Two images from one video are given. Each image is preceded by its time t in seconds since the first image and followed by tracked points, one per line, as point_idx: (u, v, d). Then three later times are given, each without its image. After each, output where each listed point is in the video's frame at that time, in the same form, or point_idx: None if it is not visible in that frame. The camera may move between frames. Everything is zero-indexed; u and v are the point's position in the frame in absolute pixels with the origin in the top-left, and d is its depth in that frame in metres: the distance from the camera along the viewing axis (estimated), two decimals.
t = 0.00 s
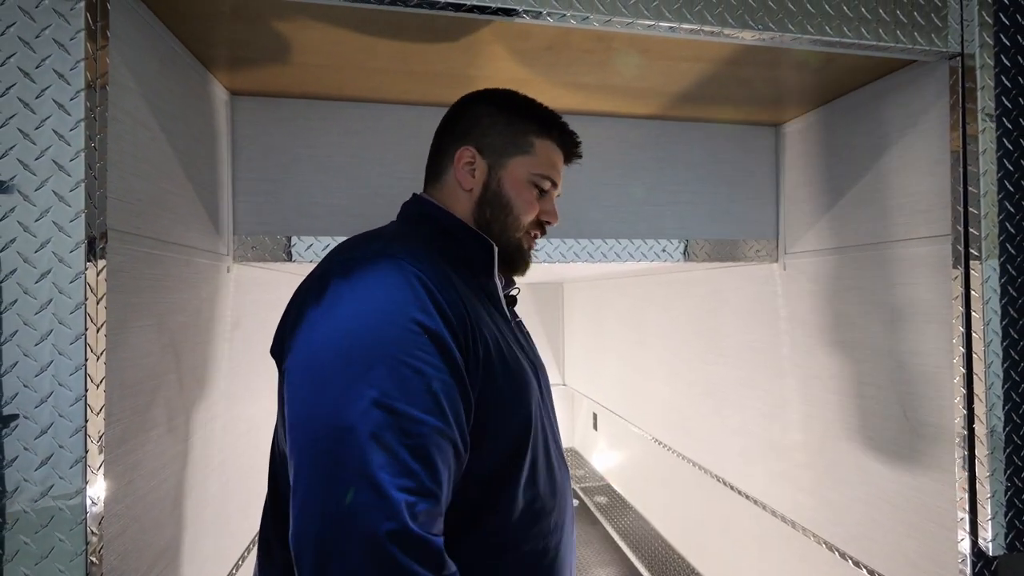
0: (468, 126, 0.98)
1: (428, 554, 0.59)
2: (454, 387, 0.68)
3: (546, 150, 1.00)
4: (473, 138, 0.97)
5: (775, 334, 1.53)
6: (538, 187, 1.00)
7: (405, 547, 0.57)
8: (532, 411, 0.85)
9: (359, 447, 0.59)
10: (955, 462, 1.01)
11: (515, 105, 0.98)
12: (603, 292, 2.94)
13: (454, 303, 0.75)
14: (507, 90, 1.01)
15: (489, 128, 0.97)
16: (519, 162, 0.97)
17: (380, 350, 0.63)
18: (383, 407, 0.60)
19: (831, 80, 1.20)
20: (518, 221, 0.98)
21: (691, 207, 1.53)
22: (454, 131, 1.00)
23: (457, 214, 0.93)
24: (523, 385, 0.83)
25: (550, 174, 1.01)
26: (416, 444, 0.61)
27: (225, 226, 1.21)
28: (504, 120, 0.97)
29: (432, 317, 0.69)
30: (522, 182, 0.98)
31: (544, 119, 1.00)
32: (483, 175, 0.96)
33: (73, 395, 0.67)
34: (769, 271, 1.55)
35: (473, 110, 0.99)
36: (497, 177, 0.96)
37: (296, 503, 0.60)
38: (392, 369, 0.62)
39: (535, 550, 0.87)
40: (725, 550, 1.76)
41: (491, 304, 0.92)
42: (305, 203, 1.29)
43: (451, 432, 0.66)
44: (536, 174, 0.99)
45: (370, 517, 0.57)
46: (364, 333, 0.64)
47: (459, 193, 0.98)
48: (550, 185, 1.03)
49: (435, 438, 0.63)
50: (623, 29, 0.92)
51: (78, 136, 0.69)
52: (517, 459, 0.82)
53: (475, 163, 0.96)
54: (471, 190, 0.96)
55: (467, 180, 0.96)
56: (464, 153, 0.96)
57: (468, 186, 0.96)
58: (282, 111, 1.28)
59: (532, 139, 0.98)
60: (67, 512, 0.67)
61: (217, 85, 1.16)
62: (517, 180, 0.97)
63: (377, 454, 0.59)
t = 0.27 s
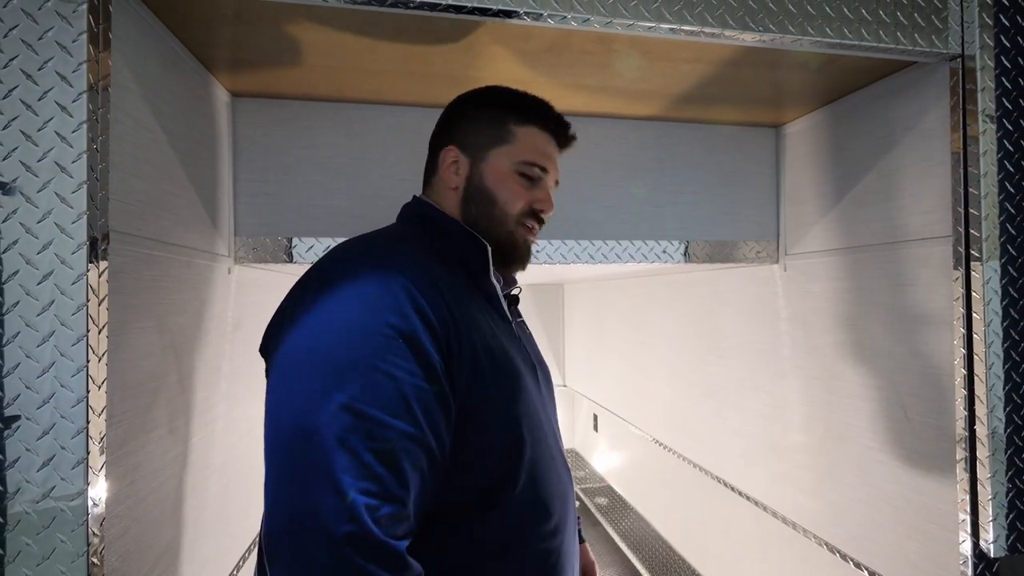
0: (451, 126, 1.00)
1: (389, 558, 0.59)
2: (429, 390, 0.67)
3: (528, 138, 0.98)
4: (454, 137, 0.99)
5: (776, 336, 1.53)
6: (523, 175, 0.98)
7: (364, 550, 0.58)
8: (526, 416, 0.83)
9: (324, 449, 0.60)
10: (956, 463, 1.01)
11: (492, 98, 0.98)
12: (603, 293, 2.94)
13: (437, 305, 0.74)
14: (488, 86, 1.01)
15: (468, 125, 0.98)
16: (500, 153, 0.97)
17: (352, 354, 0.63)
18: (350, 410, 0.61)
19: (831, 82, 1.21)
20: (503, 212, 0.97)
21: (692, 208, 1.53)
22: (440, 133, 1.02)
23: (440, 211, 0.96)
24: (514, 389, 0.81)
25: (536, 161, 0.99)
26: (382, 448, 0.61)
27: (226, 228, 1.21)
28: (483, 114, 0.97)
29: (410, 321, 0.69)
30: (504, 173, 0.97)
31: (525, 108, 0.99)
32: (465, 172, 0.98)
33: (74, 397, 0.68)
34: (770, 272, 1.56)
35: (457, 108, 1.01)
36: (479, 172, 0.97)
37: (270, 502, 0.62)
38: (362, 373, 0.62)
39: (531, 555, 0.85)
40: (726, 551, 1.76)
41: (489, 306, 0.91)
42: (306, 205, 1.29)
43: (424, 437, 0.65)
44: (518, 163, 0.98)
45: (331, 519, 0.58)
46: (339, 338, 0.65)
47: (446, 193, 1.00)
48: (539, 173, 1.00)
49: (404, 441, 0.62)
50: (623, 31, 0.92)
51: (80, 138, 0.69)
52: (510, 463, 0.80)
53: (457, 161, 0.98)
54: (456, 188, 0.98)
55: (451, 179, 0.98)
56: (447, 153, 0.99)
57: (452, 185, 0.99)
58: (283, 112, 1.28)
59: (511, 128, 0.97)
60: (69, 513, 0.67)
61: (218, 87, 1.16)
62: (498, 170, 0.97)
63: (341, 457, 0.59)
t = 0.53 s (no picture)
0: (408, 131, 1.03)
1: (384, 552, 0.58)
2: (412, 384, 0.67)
3: (463, 117, 0.96)
4: (410, 141, 1.02)
5: (776, 336, 1.53)
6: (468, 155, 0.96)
7: (357, 544, 0.57)
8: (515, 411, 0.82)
9: (310, 444, 0.59)
10: (957, 464, 1.01)
11: (428, 89, 0.98)
12: (604, 294, 2.95)
13: (418, 302, 0.75)
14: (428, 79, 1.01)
15: (415, 125, 1.00)
16: (442, 143, 0.96)
17: (333, 349, 0.64)
18: (333, 404, 0.60)
19: (831, 83, 1.21)
20: (455, 199, 0.95)
21: (692, 209, 1.53)
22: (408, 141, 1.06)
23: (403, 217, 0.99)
24: (503, 382, 0.81)
25: (478, 137, 0.96)
26: (369, 440, 0.60)
27: (227, 229, 1.21)
28: (424, 110, 0.98)
29: (390, 316, 0.69)
30: (448, 159, 0.96)
31: (460, 87, 0.96)
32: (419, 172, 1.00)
33: (77, 397, 0.68)
34: (770, 273, 1.56)
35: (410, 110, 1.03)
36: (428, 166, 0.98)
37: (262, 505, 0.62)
38: (345, 367, 0.63)
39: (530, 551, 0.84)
40: (726, 552, 1.76)
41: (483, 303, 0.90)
42: (307, 206, 1.29)
43: (410, 428, 0.65)
44: (461, 148, 0.96)
45: (320, 515, 0.57)
46: (319, 336, 0.65)
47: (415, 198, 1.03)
48: (486, 148, 0.96)
49: (390, 433, 0.62)
50: (624, 32, 0.93)
51: (82, 139, 0.69)
52: (502, 458, 0.79)
53: (413, 164, 1.01)
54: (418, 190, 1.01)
55: (413, 184, 1.02)
56: (406, 161, 1.03)
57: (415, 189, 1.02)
58: (284, 113, 1.28)
59: (444, 114, 0.96)
60: (71, 514, 0.68)
61: (220, 88, 1.17)
62: (443, 160, 0.96)
63: (327, 451, 0.59)
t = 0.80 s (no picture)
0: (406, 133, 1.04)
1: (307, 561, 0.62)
2: (360, 399, 0.69)
3: (460, 117, 0.96)
4: (408, 144, 1.03)
5: (777, 338, 1.53)
6: (465, 155, 0.96)
7: (281, 552, 0.61)
8: (494, 414, 0.81)
9: (252, 454, 0.64)
10: (956, 465, 1.02)
11: (426, 92, 0.99)
12: (605, 295, 2.95)
13: (383, 314, 0.75)
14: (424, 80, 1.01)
15: (412, 128, 1.01)
16: (439, 146, 0.97)
17: (283, 364, 0.67)
18: (275, 418, 0.64)
19: (831, 86, 1.21)
20: (450, 199, 0.95)
21: (693, 211, 1.54)
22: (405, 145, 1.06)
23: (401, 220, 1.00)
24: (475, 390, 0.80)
25: (474, 137, 0.96)
26: (304, 454, 0.64)
27: (230, 231, 1.22)
28: (421, 113, 0.99)
29: (345, 331, 0.71)
30: (444, 159, 0.96)
31: (457, 90, 0.97)
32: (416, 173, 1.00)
33: (82, 398, 0.69)
34: (771, 275, 1.56)
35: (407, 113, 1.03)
36: (425, 167, 0.98)
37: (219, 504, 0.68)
38: (289, 383, 0.66)
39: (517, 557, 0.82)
40: (727, 553, 1.76)
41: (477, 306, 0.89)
42: (310, 208, 1.30)
43: (352, 443, 0.67)
44: (457, 150, 0.96)
45: (254, 522, 0.62)
46: (275, 350, 0.69)
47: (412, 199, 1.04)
48: (482, 148, 0.96)
49: (327, 449, 0.65)
50: (624, 36, 0.93)
51: (89, 143, 0.70)
52: (475, 463, 0.79)
53: (410, 164, 1.02)
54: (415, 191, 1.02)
55: (411, 184, 1.03)
56: (405, 162, 1.03)
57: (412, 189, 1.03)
58: (286, 116, 1.29)
59: (441, 115, 0.97)
60: (76, 514, 0.68)
61: (223, 92, 1.17)
62: (439, 162, 0.96)
63: (266, 462, 0.63)
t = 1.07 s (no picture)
0: (440, 126, 0.98)
1: (301, 569, 0.62)
2: (359, 406, 0.68)
3: (523, 137, 0.98)
4: (447, 138, 0.98)
5: (777, 338, 1.53)
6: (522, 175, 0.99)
7: (275, 559, 0.61)
8: (493, 420, 0.81)
9: (249, 459, 0.63)
10: (957, 466, 1.02)
11: (482, 95, 0.97)
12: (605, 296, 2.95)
13: (384, 320, 0.75)
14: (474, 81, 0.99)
15: (458, 126, 0.97)
16: (496, 154, 0.97)
17: (282, 369, 0.67)
18: (273, 424, 0.64)
19: (831, 87, 1.22)
20: (505, 214, 0.97)
21: (693, 212, 1.54)
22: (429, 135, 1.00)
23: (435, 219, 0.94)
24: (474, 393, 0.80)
25: (533, 160, 0.99)
26: (301, 461, 0.64)
27: (231, 232, 1.22)
28: (472, 113, 0.96)
29: (346, 337, 0.71)
30: (505, 173, 0.97)
31: (522, 108, 0.99)
32: (463, 175, 0.96)
33: (83, 399, 0.69)
34: (771, 275, 1.56)
35: (445, 105, 0.99)
36: (480, 174, 0.96)
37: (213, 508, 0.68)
38: (288, 388, 0.66)
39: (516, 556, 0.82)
40: (727, 553, 1.76)
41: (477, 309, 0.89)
42: (310, 208, 1.30)
43: (349, 449, 0.67)
44: (515, 163, 0.97)
45: (249, 526, 0.62)
46: (275, 353, 0.68)
47: (441, 197, 0.98)
48: (535, 172, 1.01)
49: (324, 456, 0.65)
50: (624, 37, 0.93)
51: (90, 144, 0.70)
52: (474, 469, 0.79)
53: (453, 163, 0.97)
54: (454, 191, 0.97)
55: (449, 182, 0.97)
56: (442, 156, 0.97)
57: (450, 188, 0.97)
58: (287, 117, 1.29)
59: (504, 127, 0.97)
60: (76, 515, 0.68)
61: (223, 93, 1.17)
62: (496, 171, 0.97)
63: (263, 468, 0.63)
